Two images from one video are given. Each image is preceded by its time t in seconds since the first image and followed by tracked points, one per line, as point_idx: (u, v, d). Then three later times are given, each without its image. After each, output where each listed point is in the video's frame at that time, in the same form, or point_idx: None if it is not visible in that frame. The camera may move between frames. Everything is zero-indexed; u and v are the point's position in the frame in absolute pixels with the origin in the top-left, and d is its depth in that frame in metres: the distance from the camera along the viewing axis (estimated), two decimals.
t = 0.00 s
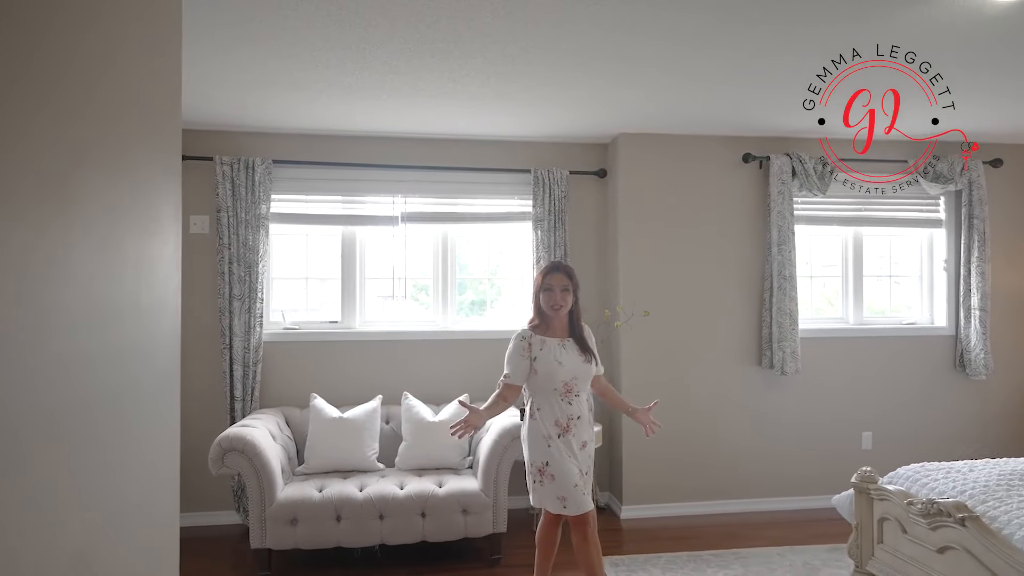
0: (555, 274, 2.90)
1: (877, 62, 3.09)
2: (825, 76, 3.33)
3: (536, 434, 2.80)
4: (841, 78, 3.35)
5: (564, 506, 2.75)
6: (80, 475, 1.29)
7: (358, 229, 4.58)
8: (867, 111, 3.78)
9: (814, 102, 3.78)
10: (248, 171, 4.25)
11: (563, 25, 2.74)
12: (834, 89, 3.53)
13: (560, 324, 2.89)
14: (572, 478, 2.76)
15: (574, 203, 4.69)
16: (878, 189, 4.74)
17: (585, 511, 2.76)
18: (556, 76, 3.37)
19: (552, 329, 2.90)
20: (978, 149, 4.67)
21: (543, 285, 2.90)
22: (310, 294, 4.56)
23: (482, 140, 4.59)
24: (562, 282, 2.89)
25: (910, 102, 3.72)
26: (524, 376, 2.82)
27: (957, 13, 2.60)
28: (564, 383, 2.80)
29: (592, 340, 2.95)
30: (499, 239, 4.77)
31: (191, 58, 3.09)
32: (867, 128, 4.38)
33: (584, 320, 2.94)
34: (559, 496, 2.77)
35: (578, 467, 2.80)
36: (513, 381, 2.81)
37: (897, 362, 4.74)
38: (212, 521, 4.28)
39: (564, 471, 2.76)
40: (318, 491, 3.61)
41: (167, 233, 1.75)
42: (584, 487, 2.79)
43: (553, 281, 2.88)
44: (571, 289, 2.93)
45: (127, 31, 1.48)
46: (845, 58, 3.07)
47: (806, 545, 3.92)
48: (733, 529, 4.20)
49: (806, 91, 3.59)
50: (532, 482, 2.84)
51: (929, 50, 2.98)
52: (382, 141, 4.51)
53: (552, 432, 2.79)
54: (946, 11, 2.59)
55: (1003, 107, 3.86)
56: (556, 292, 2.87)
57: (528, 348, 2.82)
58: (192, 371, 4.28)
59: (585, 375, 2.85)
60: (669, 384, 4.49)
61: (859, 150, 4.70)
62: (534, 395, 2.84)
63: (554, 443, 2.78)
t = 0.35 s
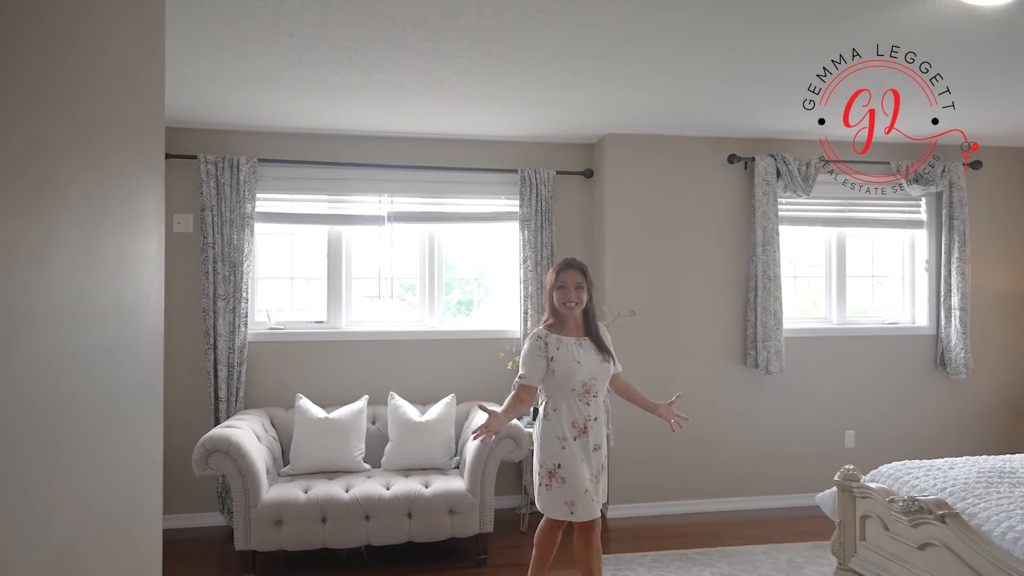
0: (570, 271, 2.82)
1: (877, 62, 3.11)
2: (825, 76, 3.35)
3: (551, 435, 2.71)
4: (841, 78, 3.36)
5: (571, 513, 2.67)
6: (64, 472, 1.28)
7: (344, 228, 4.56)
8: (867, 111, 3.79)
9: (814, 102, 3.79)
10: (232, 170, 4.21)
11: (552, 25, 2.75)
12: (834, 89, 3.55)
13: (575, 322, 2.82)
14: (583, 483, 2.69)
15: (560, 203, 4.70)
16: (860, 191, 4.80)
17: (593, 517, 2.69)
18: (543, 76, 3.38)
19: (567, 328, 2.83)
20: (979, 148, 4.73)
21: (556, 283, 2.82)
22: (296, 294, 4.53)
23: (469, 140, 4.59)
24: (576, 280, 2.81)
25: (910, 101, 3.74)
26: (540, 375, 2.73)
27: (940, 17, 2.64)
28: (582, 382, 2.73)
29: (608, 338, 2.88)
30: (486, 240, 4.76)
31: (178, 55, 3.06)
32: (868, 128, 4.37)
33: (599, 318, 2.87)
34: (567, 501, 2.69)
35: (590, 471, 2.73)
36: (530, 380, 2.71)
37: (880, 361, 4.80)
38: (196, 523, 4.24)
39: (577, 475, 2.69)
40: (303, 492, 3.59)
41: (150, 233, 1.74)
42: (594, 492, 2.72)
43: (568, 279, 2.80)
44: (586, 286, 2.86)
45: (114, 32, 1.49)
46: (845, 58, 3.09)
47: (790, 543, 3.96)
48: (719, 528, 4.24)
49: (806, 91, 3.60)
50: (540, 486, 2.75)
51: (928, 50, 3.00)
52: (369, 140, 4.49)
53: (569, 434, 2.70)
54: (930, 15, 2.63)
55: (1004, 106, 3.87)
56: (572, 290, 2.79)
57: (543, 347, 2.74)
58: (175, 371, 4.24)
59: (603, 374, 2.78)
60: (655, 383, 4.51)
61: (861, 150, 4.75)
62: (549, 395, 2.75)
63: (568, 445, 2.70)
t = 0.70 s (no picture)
0: (577, 270, 2.81)
1: (877, 62, 3.12)
2: (825, 76, 3.35)
3: (546, 436, 2.71)
4: (841, 79, 3.37)
5: (561, 518, 2.65)
6: (36, 474, 1.26)
7: (325, 227, 4.53)
8: (867, 112, 3.80)
9: (814, 102, 3.80)
10: (211, 168, 4.17)
11: (537, 25, 2.76)
12: (834, 89, 3.55)
13: (577, 322, 2.80)
14: (575, 487, 2.67)
15: (542, 203, 4.71)
16: (836, 193, 4.88)
17: (584, 523, 2.66)
18: (526, 76, 3.38)
19: (568, 328, 2.81)
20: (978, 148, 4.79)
21: (564, 279, 2.79)
22: (276, 293, 4.50)
23: (451, 139, 4.58)
24: (583, 278, 2.80)
25: (910, 101, 3.75)
26: (537, 377, 2.73)
27: (919, 21, 2.68)
28: (578, 383, 2.73)
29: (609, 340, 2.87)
30: (468, 240, 4.76)
31: (158, 51, 3.02)
32: (867, 128, 4.35)
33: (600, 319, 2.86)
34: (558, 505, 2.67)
35: (586, 475, 2.70)
36: (527, 382, 2.72)
37: (856, 360, 4.87)
38: (173, 525, 4.18)
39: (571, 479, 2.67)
40: (283, 494, 3.56)
41: (126, 231, 1.71)
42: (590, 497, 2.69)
43: (576, 277, 2.79)
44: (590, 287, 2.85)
45: (89, 26, 1.46)
46: (845, 58, 3.10)
47: (769, 540, 4.01)
48: (699, 525, 4.28)
49: (806, 91, 3.61)
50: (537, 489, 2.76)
51: (928, 50, 3.01)
52: (350, 139, 4.47)
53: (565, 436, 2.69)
54: (909, 19, 2.68)
55: (1004, 106, 3.87)
56: (576, 288, 2.78)
57: (541, 347, 2.74)
58: (152, 373, 4.18)
59: (601, 374, 2.77)
60: (637, 383, 4.55)
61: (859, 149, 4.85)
62: (546, 397, 2.76)
63: (562, 448, 2.69)
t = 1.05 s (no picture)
0: (570, 270, 2.73)
1: (878, 62, 3.12)
2: (825, 76, 3.36)
3: (530, 433, 2.72)
4: (841, 79, 3.37)
5: (535, 515, 2.63)
6: (13, 477, 1.24)
7: (308, 226, 4.50)
8: (867, 111, 3.81)
9: (814, 102, 3.80)
10: (192, 167, 4.12)
11: (526, 24, 2.75)
12: (834, 89, 3.56)
13: (566, 321, 2.76)
14: (549, 486, 2.62)
15: (526, 203, 4.72)
16: (817, 194, 4.93)
17: (557, 523, 2.61)
18: (512, 76, 3.38)
19: (560, 326, 2.80)
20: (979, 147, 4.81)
21: (555, 280, 2.74)
22: (258, 293, 4.46)
23: (436, 139, 4.57)
24: (573, 279, 2.72)
25: (910, 102, 3.76)
26: (527, 374, 2.79)
27: (901, 25, 2.72)
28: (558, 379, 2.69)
29: (604, 338, 2.80)
30: (452, 239, 4.75)
31: (139, 46, 2.97)
32: (867, 128, 4.35)
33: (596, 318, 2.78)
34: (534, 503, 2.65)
35: (565, 475, 2.62)
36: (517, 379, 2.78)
37: (836, 360, 4.93)
38: (153, 528, 4.13)
39: (547, 477, 2.63)
40: (265, 495, 3.53)
41: (104, 230, 1.69)
42: (568, 498, 2.61)
43: (568, 278, 2.72)
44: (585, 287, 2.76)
45: (62, 16, 1.42)
46: (846, 58, 3.10)
47: (751, 538, 4.04)
48: (683, 524, 4.30)
49: (806, 91, 3.61)
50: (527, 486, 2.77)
51: (928, 50, 3.01)
52: (335, 138, 4.45)
53: (543, 434, 2.66)
54: (890, 23, 2.71)
55: (994, 107, 3.90)
56: (566, 289, 2.72)
57: (529, 346, 2.79)
58: (131, 374, 4.12)
59: (584, 371, 2.70)
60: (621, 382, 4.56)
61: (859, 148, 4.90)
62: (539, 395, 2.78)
63: (540, 445, 2.66)
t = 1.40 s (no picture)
0: (579, 268, 2.72)
1: (878, 61, 3.13)
2: (825, 76, 3.37)
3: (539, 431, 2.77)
4: (842, 79, 3.38)
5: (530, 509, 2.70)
6: None
7: (291, 225, 4.46)
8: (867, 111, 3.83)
9: (814, 102, 3.81)
10: (172, 165, 4.08)
11: (517, 22, 2.74)
12: (834, 89, 3.57)
13: (574, 320, 2.74)
14: (540, 484, 2.65)
15: (510, 203, 4.72)
16: (799, 195, 4.98)
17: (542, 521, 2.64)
18: (497, 75, 3.38)
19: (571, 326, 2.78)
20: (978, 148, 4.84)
21: (563, 279, 2.75)
22: (240, 293, 4.42)
23: (420, 139, 4.56)
24: (580, 277, 2.70)
25: (911, 102, 3.77)
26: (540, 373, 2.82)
27: (882, 28, 2.76)
28: (557, 378, 2.68)
29: (614, 340, 2.71)
30: (436, 239, 4.74)
31: (121, 41, 2.91)
32: (868, 127, 4.37)
33: (606, 319, 2.71)
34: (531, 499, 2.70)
35: (554, 476, 2.63)
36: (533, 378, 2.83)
37: (817, 359, 4.99)
38: (130, 531, 4.08)
39: (539, 475, 2.67)
40: (247, 496, 3.50)
41: (82, 229, 1.67)
42: (555, 499, 2.62)
43: (575, 276, 2.71)
44: (594, 287, 2.72)
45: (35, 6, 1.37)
46: (846, 58, 3.11)
47: (733, 536, 4.08)
48: (666, 523, 4.33)
49: (806, 91, 3.62)
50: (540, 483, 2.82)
51: (928, 50, 3.03)
52: (319, 136, 4.42)
53: (543, 432, 2.70)
54: (871, 26, 2.75)
55: (978, 110, 3.95)
56: (572, 287, 2.71)
57: (541, 345, 2.81)
58: (109, 375, 4.06)
59: (581, 371, 2.64)
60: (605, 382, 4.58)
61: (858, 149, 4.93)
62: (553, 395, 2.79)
63: (539, 443, 2.70)
